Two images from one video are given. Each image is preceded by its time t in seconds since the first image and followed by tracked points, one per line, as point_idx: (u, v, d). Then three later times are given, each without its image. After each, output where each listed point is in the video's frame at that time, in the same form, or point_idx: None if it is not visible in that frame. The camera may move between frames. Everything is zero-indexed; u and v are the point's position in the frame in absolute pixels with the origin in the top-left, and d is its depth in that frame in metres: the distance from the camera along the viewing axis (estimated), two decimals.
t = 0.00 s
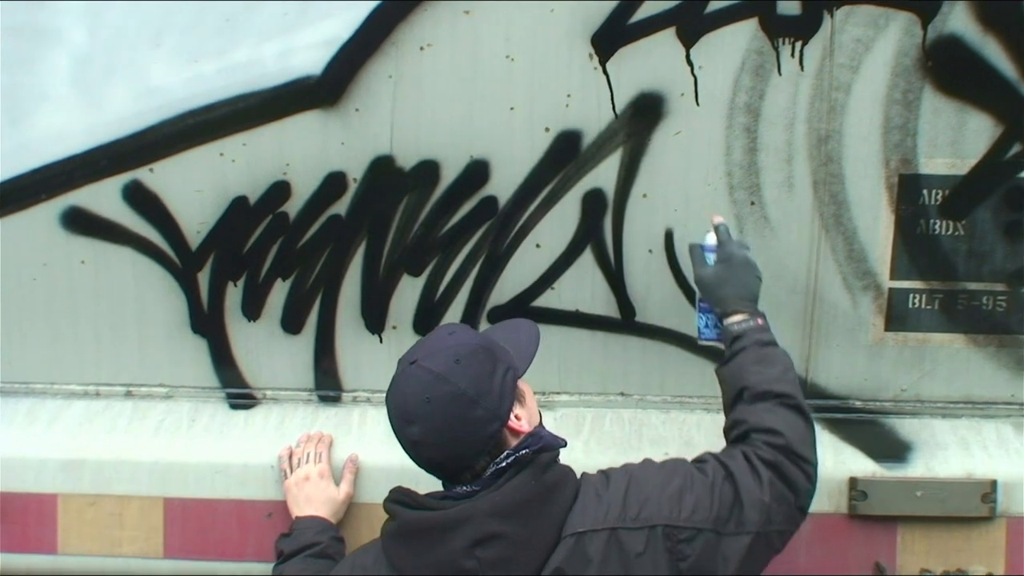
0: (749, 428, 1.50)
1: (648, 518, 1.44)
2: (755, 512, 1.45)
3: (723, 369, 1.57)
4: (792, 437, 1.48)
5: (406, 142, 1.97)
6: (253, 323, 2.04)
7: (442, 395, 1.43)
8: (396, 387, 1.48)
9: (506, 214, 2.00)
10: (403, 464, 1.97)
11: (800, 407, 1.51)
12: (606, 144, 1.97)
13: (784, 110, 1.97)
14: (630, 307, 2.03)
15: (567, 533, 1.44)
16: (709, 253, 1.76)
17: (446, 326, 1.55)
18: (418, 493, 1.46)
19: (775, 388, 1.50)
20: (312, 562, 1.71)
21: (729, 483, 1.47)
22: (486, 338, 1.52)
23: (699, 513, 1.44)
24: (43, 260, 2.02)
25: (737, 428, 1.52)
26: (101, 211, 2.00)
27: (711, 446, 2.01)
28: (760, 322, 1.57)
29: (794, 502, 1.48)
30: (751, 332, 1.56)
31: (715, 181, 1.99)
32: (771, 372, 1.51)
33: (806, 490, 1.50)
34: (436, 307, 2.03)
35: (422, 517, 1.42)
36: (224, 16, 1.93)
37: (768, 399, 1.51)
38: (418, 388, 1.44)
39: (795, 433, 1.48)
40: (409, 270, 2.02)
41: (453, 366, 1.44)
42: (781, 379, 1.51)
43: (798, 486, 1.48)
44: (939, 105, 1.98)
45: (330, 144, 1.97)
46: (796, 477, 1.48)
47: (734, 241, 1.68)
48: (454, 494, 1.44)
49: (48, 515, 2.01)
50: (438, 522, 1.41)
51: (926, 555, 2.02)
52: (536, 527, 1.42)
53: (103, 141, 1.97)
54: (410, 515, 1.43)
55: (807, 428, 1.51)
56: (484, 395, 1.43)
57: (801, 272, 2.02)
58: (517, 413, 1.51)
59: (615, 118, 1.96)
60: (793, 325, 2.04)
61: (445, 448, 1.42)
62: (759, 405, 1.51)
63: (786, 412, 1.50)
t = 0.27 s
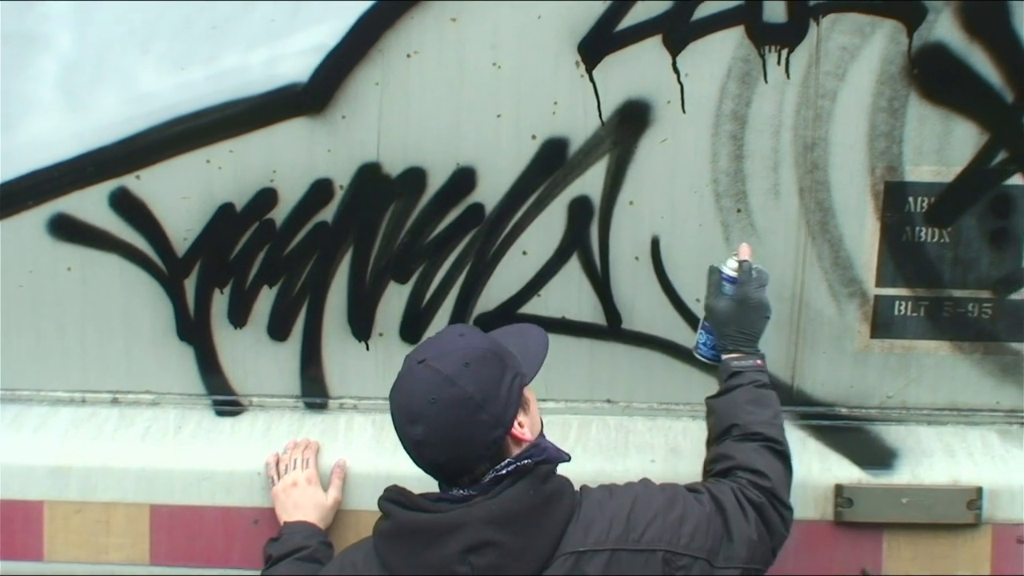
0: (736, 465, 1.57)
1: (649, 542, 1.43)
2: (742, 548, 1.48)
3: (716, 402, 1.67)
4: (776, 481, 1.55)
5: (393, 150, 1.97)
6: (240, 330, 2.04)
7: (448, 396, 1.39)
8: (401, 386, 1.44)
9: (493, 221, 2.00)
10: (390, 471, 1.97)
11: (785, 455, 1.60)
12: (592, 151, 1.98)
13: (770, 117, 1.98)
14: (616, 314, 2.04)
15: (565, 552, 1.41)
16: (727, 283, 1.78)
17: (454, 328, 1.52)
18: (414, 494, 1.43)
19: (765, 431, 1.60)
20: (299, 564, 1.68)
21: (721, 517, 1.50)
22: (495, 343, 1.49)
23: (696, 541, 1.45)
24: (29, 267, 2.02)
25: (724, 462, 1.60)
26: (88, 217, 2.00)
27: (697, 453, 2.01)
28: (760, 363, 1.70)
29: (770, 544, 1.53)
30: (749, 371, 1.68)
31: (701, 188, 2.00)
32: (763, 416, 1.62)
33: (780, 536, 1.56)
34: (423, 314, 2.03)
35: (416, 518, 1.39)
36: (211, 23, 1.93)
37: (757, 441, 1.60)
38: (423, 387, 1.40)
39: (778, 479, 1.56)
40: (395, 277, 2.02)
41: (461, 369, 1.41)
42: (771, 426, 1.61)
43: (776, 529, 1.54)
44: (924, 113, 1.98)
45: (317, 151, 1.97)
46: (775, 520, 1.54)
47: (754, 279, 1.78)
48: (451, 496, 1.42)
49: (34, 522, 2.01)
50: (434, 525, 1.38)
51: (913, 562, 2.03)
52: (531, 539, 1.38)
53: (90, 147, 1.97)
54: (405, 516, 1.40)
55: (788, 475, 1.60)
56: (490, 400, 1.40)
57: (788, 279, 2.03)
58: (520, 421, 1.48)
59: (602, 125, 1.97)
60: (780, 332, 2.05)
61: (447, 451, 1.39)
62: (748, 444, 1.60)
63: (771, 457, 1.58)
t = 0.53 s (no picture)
0: (710, 468, 1.66)
1: (639, 547, 1.46)
2: (732, 544, 1.52)
3: (669, 428, 1.79)
4: (751, 474, 1.64)
5: (384, 156, 1.98)
6: (231, 336, 2.04)
7: (441, 401, 1.43)
8: (394, 389, 1.48)
9: (483, 227, 2.01)
10: (380, 478, 1.97)
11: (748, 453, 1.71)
12: (583, 158, 1.98)
13: (760, 124, 1.98)
14: (607, 321, 2.04)
15: (555, 559, 1.43)
16: (625, 341, 1.98)
17: (447, 333, 1.55)
18: (403, 500, 1.45)
19: (724, 434, 1.72)
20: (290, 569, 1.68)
21: (708, 514, 1.54)
22: (488, 349, 1.52)
23: (684, 544, 1.49)
24: (20, 272, 2.02)
25: (697, 469, 1.68)
26: (79, 223, 2.00)
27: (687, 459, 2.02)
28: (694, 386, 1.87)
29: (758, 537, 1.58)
30: (688, 394, 1.84)
31: (691, 195, 2.00)
32: (714, 423, 1.75)
33: (767, 529, 1.61)
34: (414, 320, 2.03)
35: (405, 524, 1.41)
36: (203, 29, 1.93)
37: (719, 444, 1.71)
38: (417, 392, 1.44)
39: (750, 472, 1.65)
40: (386, 284, 2.02)
41: (454, 374, 1.45)
42: (725, 429, 1.74)
43: (762, 520, 1.60)
44: (914, 120, 1.99)
45: (308, 157, 1.97)
46: (760, 512, 1.60)
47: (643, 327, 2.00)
48: (439, 502, 1.44)
49: (24, 528, 2.01)
50: (424, 531, 1.40)
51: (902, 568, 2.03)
52: (521, 544, 1.41)
53: (82, 153, 1.98)
54: (393, 521, 1.42)
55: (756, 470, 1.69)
56: (482, 406, 1.44)
57: (778, 286, 2.04)
58: (512, 428, 1.52)
59: (593, 132, 1.97)
60: (769, 338, 2.05)
61: (439, 454, 1.42)
62: (713, 449, 1.71)
63: (737, 454, 1.69)
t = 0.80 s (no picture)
0: (716, 483, 1.58)
1: (635, 559, 1.43)
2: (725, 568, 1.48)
3: (695, 425, 1.69)
4: (758, 498, 1.56)
5: (381, 160, 1.98)
6: (228, 340, 2.05)
7: (437, 405, 1.39)
8: (389, 392, 1.44)
9: (480, 232, 2.01)
10: (377, 482, 1.97)
11: (766, 475, 1.61)
12: (579, 162, 1.99)
13: (756, 129, 1.99)
14: (603, 325, 2.05)
15: (550, 566, 1.40)
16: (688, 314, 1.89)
17: (445, 336, 1.51)
18: (398, 504, 1.43)
19: (746, 450, 1.61)
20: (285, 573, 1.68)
21: (705, 533, 1.49)
22: (485, 353, 1.49)
23: (680, 560, 1.44)
24: (17, 276, 2.02)
25: (705, 481, 1.60)
26: (76, 227, 2.00)
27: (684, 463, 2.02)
28: (740, 386, 1.70)
29: (752, 562, 1.54)
30: (731, 394, 1.69)
31: (687, 200, 2.00)
32: (742, 436, 1.63)
33: (761, 555, 1.56)
34: (411, 324, 2.04)
35: (400, 528, 1.39)
36: (200, 33, 1.93)
37: (736, 459, 1.61)
38: (412, 395, 1.41)
39: (758, 496, 1.58)
40: (383, 288, 2.03)
41: (450, 378, 1.41)
42: (752, 444, 1.62)
43: (758, 547, 1.55)
44: (910, 125, 2.00)
45: (305, 161, 1.98)
46: (757, 538, 1.55)
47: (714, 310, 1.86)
48: (435, 506, 1.41)
49: (21, 532, 2.01)
50: (418, 534, 1.38)
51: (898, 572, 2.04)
52: (515, 551, 1.37)
53: (79, 157, 1.98)
54: (388, 526, 1.40)
55: (767, 492, 1.60)
56: (479, 410, 1.40)
57: (774, 290, 2.04)
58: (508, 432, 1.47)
59: (589, 137, 1.98)
60: (766, 342, 2.06)
61: (433, 458, 1.38)
62: (727, 462, 1.61)
63: (750, 474, 1.59)
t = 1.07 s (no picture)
0: (701, 479, 1.65)
1: (626, 554, 1.46)
2: (713, 563, 1.52)
3: (676, 425, 1.78)
4: (742, 493, 1.63)
5: (384, 157, 1.98)
6: (230, 336, 2.05)
7: (432, 399, 1.40)
8: (384, 387, 1.45)
9: (483, 228, 2.01)
10: (379, 478, 1.98)
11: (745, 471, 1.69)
12: (582, 159, 1.99)
13: (759, 126, 1.99)
14: (605, 321, 2.05)
15: (543, 561, 1.42)
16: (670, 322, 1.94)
17: (439, 332, 1.53)
18: (391, 497, 1.44)
19: (726, 446, 1.70)
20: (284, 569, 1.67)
21: (692, 529, 1.54)
22: (479, 349, 1.51)
23: (669, 554, 1.49)
24: (20, 272, 2.02)
25: (690, 478, 1.67)
26: (79, 223, 2.00)
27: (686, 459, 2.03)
28: (715, 386, 1.83)
29: (737, 557, 1.60)
30: (706, 393, 1.81)
31: (690, 197, 2.01)
32: (721, 433, 1.73)
33: (745, 550, 1.62)
34: (413, 320, 2.04)
35: (394, 521, 1.40)
36: (203, 30, 1.93)
37: (719, 456, 1.69)
38: (408, 389, 1.42)
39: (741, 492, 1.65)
40: (385, 284, 2.03)
41: (445, 372, 1.43)
42: (730, 441, 1.71)
43: (743, 541, 1.61)
44: (912, 122, 2.00)
45: (308, 158, 1.98)
46: (741, 533, 1.61)
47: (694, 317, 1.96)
48: (428, 500, 1.43)
49: (24, 528, 2.01)
50: (412, 527, 1.39)
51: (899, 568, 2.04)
52: (508, 544, 1.40)
53: (82, 154, 1.98)
54: (382, 519, 1.41)
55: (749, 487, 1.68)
56: (474, 405, 1.42)
57: (776, 287, 2.04)
58: (500, 427, 1.49)
59: (592, 134, 1.98)
60: (768, 339, 2.06)
61: (428, 452, 1.40)
62: (711, 459, 1.69)
63: (732, 469, 1.67)
